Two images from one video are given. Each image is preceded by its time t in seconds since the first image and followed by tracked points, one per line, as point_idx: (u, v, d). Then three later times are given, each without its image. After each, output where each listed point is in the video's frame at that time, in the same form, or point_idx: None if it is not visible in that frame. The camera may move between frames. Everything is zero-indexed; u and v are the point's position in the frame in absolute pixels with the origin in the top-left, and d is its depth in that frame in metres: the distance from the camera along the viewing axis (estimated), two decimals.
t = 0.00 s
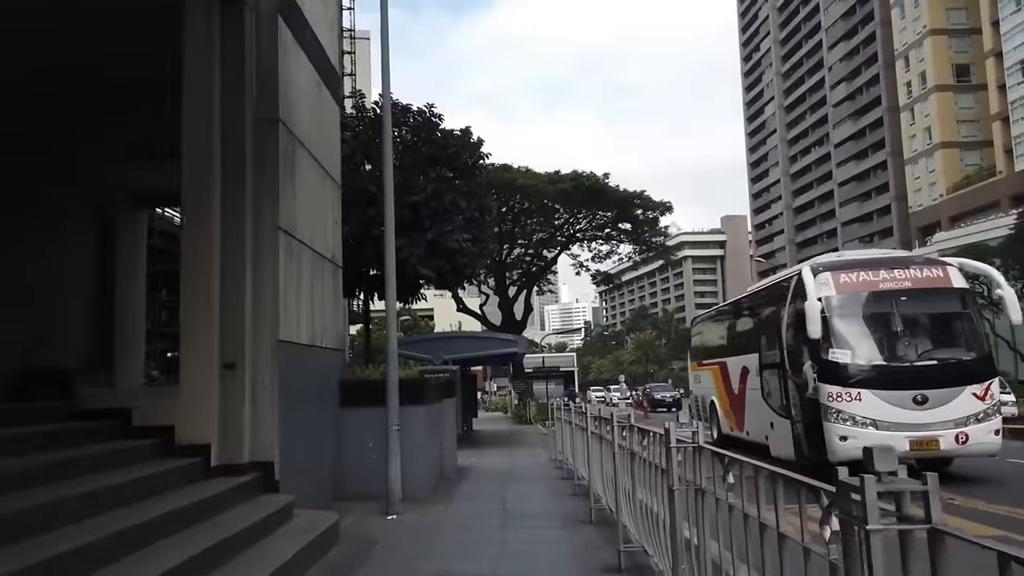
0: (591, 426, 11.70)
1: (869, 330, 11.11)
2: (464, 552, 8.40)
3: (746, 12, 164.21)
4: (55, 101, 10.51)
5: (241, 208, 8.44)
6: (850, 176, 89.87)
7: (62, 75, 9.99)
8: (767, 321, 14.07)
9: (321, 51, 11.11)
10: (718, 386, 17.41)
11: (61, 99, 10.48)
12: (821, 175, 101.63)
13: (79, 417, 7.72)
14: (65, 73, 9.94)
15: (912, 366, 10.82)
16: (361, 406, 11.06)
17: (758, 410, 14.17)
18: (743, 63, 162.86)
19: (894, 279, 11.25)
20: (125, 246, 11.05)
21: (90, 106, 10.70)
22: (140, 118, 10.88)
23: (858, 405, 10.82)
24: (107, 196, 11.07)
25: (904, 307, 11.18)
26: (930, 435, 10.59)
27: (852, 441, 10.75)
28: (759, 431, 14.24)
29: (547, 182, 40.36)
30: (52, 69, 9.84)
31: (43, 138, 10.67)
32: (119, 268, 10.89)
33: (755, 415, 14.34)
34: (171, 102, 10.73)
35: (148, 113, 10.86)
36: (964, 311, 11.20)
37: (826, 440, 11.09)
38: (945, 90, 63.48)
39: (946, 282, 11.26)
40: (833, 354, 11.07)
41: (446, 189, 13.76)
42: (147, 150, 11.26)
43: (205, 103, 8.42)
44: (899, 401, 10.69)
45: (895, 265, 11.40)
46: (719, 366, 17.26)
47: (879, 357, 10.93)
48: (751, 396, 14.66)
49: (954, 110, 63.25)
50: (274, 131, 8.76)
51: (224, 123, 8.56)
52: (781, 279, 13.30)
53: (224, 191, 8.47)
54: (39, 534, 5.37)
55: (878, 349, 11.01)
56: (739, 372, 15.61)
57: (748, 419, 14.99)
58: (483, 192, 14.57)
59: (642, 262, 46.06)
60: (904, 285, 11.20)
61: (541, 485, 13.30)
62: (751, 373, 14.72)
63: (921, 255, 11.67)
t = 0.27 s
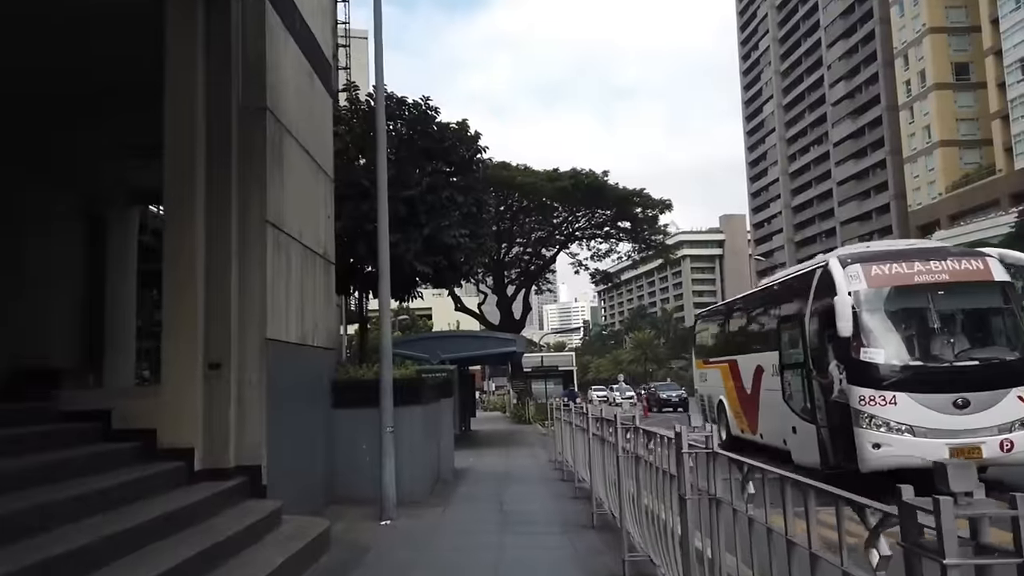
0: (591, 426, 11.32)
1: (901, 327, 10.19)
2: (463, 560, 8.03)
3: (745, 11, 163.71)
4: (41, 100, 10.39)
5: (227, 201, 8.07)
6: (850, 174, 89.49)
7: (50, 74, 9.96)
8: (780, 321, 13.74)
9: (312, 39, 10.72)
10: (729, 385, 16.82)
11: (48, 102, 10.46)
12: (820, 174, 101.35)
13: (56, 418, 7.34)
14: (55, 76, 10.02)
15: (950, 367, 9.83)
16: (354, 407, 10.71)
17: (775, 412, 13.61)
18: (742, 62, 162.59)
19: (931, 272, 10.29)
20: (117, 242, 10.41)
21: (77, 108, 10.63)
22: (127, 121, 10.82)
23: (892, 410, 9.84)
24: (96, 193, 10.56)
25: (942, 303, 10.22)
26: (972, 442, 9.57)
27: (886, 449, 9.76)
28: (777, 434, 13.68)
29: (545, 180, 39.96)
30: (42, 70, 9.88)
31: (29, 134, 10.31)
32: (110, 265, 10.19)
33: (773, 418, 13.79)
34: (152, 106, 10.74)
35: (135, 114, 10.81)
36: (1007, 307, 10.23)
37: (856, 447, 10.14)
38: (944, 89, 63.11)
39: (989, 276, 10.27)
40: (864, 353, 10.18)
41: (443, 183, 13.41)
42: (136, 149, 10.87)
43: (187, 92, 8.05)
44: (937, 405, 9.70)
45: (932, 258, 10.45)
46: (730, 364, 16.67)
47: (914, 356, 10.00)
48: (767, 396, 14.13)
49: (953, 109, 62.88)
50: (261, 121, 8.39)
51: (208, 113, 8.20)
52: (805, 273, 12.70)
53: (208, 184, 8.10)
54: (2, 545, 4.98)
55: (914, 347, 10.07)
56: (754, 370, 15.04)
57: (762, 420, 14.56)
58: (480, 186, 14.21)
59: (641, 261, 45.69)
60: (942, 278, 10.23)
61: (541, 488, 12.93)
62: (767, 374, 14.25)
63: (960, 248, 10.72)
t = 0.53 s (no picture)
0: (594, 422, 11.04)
1: (939, 318, 9.81)
2: (465, 562, 7.70)
3: (746, 6, 162.97)
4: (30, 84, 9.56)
5: (217, 189, 7.74)
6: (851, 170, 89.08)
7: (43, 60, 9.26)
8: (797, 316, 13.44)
9: (306, 23, 10.36)
10: (741, 381, 16.49)
11: (37, 96, 9.71)
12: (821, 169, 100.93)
13: (37, 415, 7.00)
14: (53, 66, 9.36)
15: (993, 363, 9.48)
16: (350, 404, 10.38)
17: (794, 411, 13.29)
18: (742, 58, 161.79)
19: (970, 260, 9.91)
20: (109, 235, 10.58)
21: (66, 96, 9.95)
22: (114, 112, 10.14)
23: (933, 410, 9.45)
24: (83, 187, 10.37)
25: (983, 292, 9.82)
26: (1019, 445, 9.19)
27: (926, 452, 9.35)
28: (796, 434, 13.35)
29: (546, 175, 39.55)
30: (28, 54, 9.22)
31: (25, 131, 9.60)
32: (102, 257, 10.41)
33: (792, 416, 13.45)
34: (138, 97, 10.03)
35: (125, 105, 10.07)
36: None
37: (893, 451, 9.71)
38: (946, 84, 62.65)
39: None
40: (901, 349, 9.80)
41: (442, 173, 13.11)
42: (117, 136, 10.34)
43: (175, 75, 7.71)
44: (981, 405, 9.35)
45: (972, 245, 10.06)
46: (743, 359, 16.33)
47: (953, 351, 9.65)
48: (786, 394, 13.79)
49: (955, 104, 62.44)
50: (252, 106, 8.05)
51: (196, 99, 7.86)
52: (822, 262, 12.38)
53: (197, 172, 7.77)
54: None
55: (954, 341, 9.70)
56: (770, 366, 14.71)
57: (779, 417, 14.23)
58: (481, 177, 13.87)
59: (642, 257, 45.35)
60: (982, 266, 9.85)
61: (544, 487, 12.60)
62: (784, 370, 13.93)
63: (999, 236, 10.33)
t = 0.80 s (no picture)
0: (604, 423, 10.67)
1: (982, 309, 9.45)
2: (472, 570, 7.34)
3: (748, 5, 162.31)
4: (24, 76, 8.86)
5: (211, 179, 7.39)
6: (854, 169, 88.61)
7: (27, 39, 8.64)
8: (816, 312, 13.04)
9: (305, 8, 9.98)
10: (757, 380, 16.08)
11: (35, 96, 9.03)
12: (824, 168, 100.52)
13: (21, 414, 6.64)
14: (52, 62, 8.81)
15: None
16: (351, 403, 10.02)
17: (819, 412, 12.87)
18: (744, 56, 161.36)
19: (1013, 246, 9.60)
20: (103, 228, 9.96)
21: (64, 93, 9.25)
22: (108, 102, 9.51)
23: (979, 410, 9.05)
24: (85, 188, 9.73)
25: None
26: None
27: (973, 455, 8.94)
28: (820, 436, 12.93)
29: (550, 172, 39.13)
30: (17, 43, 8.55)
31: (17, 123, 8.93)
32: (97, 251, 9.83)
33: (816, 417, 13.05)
34: (131, 91, 9.37)
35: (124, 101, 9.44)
36: None
37: (935, 453, 9.27)
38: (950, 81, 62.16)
39: None
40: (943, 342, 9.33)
41: (446, 166, 12.72)
42: (114, 129, 9.65)
43: (168, 60, 7.35)
44: None
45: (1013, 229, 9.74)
46: (759, 358, 15.91)
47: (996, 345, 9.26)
48: (808, 393, 13.36)
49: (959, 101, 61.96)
50: (248, 94, 7.69)
51: (189, 85, 7.50)
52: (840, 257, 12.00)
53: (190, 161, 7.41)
54: None
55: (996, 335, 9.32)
56: (791, 366, 14.30)
57: (801, 418, 13.80)
58: (486, 171, 13.49)
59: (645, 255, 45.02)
60: None
61: (552, 489, 12.24)
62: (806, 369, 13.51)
63: None
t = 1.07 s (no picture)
0: (609, 421, 10.28)
1: (1017, 298, 9.10)
2: None
3: None
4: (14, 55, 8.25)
5: (196, 164, 6.99)
6: (857, 164, 88.07)
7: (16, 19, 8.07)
8: (832, 306, 12.64)
9: None
10: (770, 376, 15.64)
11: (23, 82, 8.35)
12: (828, 163, 99.90)
13: None
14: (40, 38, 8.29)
15: None
16: (346, 400, 9.66)
17: (841, 408, 12.42)
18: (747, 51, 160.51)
19: None
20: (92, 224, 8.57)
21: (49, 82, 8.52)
22: (99, 94, 8.70)
23: (1012, 407, 8.69)
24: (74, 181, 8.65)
25: None
26: None
27: (1013, 455, 8.57)
28: (843, 432, 12.48)
29: (552, 166, 38.69)
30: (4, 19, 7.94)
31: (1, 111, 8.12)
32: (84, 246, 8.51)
33: (835, 414, 12.62)
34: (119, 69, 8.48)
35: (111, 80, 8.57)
36: None
37: (970, 456, 8.85)
38: (955, 76, 61.52)
39: None
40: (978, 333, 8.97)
41: (445, 155, 12.31)
42: (99, 121, 8.64)
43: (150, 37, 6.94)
44: None
45: None
46: (772, 353, 15.46)
47: None
48: (827, 388, 12.93)
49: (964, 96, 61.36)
50: (237, 75, 7.30)
51: (174, 64, 7.10)
52: (855, 250, 11.60)
53: (175, 145, 7.01)
54: None
55: None
56: (807, 361, 13.86)
57: (819, 416, 13.30)
58: (487, 161, 13.09)
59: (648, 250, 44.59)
60: None
61: (554, 489, 11.87)
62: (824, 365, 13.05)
63: None
